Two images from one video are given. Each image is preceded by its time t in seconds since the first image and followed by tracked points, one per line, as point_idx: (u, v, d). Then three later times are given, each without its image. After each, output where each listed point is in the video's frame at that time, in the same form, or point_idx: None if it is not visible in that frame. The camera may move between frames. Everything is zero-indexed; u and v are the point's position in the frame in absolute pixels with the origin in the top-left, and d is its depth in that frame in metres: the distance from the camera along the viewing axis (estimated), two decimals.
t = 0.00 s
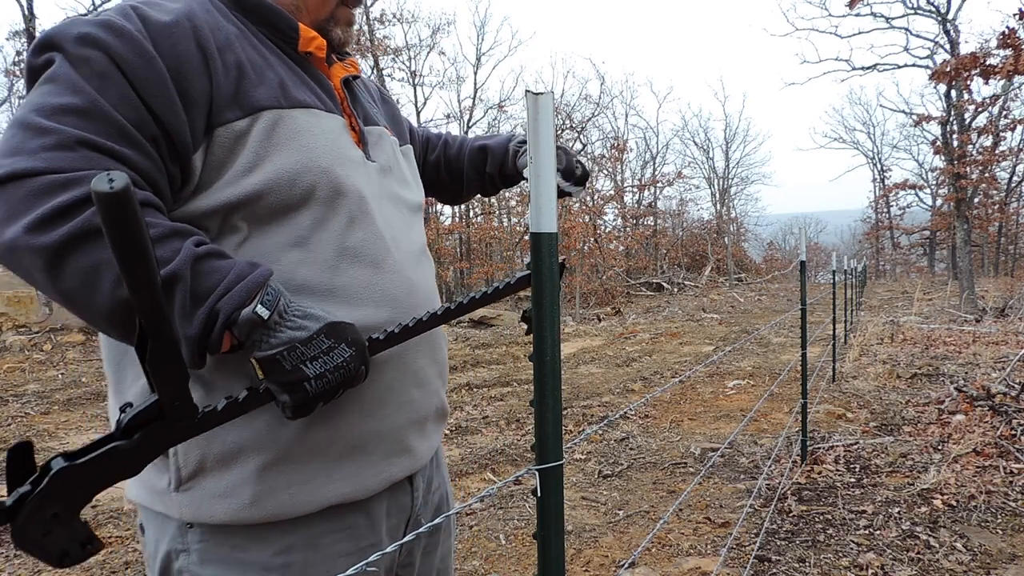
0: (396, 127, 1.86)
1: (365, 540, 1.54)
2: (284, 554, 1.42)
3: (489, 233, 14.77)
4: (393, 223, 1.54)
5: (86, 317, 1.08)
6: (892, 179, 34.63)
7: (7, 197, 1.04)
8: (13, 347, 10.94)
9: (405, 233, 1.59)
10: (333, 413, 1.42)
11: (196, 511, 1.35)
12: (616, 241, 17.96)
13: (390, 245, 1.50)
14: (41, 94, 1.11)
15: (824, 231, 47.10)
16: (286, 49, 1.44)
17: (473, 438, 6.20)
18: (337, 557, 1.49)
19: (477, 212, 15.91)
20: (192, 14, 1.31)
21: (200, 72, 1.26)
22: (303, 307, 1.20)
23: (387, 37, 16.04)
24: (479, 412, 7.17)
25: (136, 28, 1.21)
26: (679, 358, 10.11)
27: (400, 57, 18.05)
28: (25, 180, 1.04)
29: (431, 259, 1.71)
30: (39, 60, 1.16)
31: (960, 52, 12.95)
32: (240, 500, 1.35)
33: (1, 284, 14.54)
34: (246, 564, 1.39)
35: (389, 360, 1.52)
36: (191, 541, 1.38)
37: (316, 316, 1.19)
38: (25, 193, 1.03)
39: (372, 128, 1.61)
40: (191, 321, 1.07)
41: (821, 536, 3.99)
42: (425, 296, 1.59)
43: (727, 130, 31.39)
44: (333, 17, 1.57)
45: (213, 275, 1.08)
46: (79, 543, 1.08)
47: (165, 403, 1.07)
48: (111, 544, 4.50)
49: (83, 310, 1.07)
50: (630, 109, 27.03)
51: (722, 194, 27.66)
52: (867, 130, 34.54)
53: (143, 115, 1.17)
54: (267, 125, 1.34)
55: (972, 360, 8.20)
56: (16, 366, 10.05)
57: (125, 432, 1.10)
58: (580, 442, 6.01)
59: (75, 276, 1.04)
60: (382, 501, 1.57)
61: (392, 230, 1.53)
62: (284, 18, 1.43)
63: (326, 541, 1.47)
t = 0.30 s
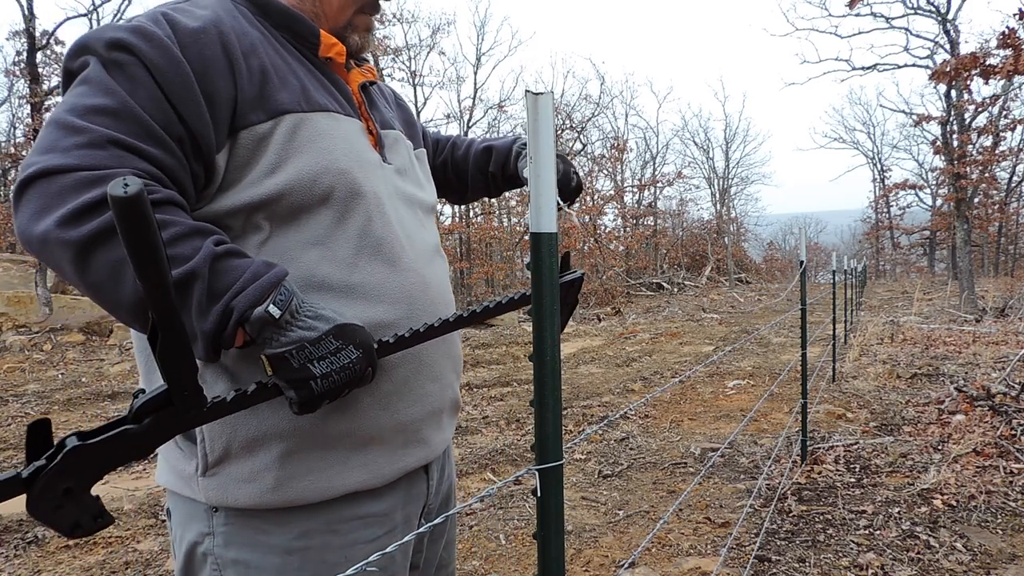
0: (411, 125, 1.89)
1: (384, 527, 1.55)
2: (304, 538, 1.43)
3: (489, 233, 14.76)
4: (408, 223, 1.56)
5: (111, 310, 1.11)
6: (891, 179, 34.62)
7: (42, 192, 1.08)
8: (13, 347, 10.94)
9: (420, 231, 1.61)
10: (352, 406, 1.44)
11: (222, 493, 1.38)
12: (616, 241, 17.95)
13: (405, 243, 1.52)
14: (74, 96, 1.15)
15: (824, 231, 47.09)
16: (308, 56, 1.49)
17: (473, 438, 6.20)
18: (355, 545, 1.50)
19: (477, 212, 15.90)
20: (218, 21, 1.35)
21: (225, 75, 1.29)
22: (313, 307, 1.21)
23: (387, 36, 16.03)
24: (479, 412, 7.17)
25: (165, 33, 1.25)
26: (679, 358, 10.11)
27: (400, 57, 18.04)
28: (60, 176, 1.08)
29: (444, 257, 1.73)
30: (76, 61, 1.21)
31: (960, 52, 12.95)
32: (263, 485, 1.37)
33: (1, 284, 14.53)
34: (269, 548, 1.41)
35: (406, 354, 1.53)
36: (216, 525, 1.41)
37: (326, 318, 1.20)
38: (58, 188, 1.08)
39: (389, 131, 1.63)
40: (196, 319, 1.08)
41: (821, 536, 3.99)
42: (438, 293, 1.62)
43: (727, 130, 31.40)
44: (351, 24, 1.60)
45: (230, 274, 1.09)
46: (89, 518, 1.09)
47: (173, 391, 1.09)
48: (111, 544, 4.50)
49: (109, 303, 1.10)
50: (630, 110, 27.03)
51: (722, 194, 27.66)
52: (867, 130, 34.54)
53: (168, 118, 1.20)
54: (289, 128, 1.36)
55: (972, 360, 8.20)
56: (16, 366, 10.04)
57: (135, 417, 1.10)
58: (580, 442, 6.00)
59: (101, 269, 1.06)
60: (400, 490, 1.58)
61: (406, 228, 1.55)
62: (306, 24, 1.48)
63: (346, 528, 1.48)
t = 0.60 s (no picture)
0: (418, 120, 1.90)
1: (389, 522, 1.55)
2: (309, 533, 1.44)
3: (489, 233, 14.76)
4: (412, 225, 1.56)
5: (135, 310, 1.11)
6: (891, 179, 34.62)
7: (68, 194, 1.08)
8: (12, 347, 10.92)
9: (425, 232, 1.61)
10: (356, 405, 1.44)
11: (227, 489, 1.39)
12: (616, 241, 17.96)
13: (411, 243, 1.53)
14: (96, 98, 1.16)
15: (824, 231, 47.11)
16: (318, 60, 1.49)
17: (473, 438, 6.20)
18: (359, 541, 1.50)
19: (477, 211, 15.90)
20: (233, 26, 1.36)
21: (240, 80, 1.31)
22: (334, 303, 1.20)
23: (387, 36, 16.01)
24: (479, 412, 7.17)
25: (184, 37, 1.27)
26: (679, 358, 10.11)
27: (400, 57, 18.05)
28: (84, 178, 1.08)
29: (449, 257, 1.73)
30: (97, 65, 1.21)
31: (960, 52, 12.95)
32: (268, 480, 1.38)
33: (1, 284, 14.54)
34: (274, 541, 1.42)
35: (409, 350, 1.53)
36: (223, 520, 1.42)
37: (346, 315, 1.19)
38: (83, 189, 1.08)
39: (395, 133, 1.63)
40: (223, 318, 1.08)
41: (821, 536, 3.99)
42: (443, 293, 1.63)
43: (727, 130, 31.38)
44: (359, 28, 1.59)
45: (253, 273, 1.09)
46: (124, 507, 1.09)
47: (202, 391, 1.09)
48: (111, 543, 4.51)
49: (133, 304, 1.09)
50: (630, 110, 27.01)
51: (722, 194, 27.66)
52: (868, 131, 34.49)
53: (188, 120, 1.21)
54: (299, 130, 1.37)
55: (972, 360, 8.20)
56: (16, 366, 10.03)
57: (165, 415, 1.11)
58: (580, 442, 6.00)
59: (129, 269, 1.06)
60: (403, 487, 1.59)
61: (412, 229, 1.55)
62: (315, 28, 1.48)
63: (348, 524, 1.48)
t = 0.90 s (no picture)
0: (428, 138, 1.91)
1: (394, 516, 1.56)
2: (319, 528, 1.44)
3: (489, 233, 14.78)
4: (421, 226, 1.56)
5: (177, 302, 1.11)
6: (891, 179, 34.62)
7: (105, 186, 1.07)
8: (12, 347, 10.92)
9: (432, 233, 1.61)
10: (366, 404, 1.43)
11: (239, 485, 1.38)
12: (616, 241, 17.96)
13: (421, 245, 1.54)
14: (127, 94, 1.15)
15: (824, 231, 47.12)
16: (333, 62, 1.49)
17: (473, 438, 6.20)
18: (366, 537, 1.51)
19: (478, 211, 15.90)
20: (255, 25, 1.37)
21: (266, 78, 1.31)
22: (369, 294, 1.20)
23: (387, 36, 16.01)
24: (479, 412, 7.17)
25: (213, 35, 1.27)
26: (679, 358, 10.11)
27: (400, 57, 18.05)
28: (121, 170, 1.07)
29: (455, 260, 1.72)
30: (122, 63, 1.21)
31: (960, 52, 12.94)
32: (280, 476, 1.37)
33: (0, 284, 14.54)
34: (284, 538, 1.41)
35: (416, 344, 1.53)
36: (233, 515, 1.42)
37: (382, 306, 1.20)
38: (121, 181, 1.07)
39: (404, 136, 1.64)
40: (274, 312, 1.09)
41: (821, 535, 3.99)
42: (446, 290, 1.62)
43: (727, 130, 31.38)
44: (372, 33, 1.63)
45: (295, 263, 1.11)
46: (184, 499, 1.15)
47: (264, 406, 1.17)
48: (111, 544, 4.51)
49: (172, 294, 1.10)
50: (630, 110, 26.99)
51: (722, 194, 27.67)
52: (867, 130, 34.47)
53: (220, 111, 1.22)
54: (319, 130, 1.37)
55: (972, 360, 8.20)
56: (16, 366, 10.02)
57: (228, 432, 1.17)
58: (580, 442, 6.00)
59: (172, 258, 1.07)
60: (407, 485, 1.59)
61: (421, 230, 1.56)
62: (332, 31, 1.49)
63: (355, 519, 1.49)
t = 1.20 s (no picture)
0: (437, 137, 1.90)
1: (402, 512, 1.56)
2: (330, 523, 1.44)
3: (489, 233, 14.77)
4: (432, 228, 1.57)
5: (179, 299, 1.12)
6: (891, 179, 34.60)
7: (114, 179, 1.08)
8: (12, 347, 10.92)
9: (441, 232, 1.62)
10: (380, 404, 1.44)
11: (253, 480, 1.38)
12: (616, 241, 17.96)
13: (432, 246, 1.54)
14: (142, 89, 1.16)
15: (824, 231, 47.14)
16: (348, 65, 1.50)
17: (473, 438, 6.20)
18: (375, 532, 1.51)
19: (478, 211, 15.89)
20: (273, 25, 1.37)
21: (282, 79, 1.31)
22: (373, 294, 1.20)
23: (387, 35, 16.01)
24: (479, 412, 7.17)
25: (230, 33, 1.28)
26: (679, 358, 10.11)
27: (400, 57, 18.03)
28: (133, 164, 1.08)
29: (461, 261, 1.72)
30: (139, 55, 1.22)
31: (960, 52, 12.94)
32: (295, 472, 1.37)
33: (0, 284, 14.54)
34: (298, 532, 1.41)
35: (424, 341, 1.53)
36: (245, 512, 1.41)
37: (381, 308, 1.18)
38: (130, 175, 1.08)
39: (415, 137, 1.64)
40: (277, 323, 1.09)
41: (821, 536, 3.99)
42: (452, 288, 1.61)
43: (727, 130, 31.37)
44: (386, 37, 1.63)
45: (298, 266, 1.11)
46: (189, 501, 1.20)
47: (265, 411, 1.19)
48: (111, 544, 4.50)
49: (175, 290, 1.11)
50: (630, 110, 26.95)
51: (722, 194, 27.67)
52: (867, 130, 34.44)
53: (233, 108, 1.22)
54: (335, 133, 1.37)
55: (972, 360, 8.20)
56: (16, 366, 10.02)
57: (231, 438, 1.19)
58: (581, 442, 5.99)
59: (175, 256, 1.07)
60: (412, 482, 1.59)
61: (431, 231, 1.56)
62: (348, 32, 1.49)
63: (365, 514, 1.49)
